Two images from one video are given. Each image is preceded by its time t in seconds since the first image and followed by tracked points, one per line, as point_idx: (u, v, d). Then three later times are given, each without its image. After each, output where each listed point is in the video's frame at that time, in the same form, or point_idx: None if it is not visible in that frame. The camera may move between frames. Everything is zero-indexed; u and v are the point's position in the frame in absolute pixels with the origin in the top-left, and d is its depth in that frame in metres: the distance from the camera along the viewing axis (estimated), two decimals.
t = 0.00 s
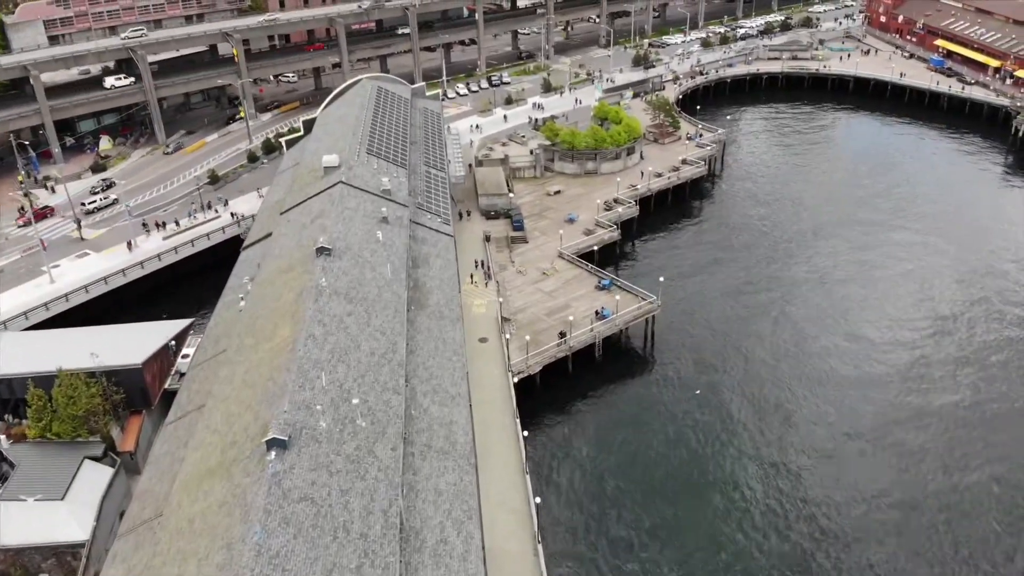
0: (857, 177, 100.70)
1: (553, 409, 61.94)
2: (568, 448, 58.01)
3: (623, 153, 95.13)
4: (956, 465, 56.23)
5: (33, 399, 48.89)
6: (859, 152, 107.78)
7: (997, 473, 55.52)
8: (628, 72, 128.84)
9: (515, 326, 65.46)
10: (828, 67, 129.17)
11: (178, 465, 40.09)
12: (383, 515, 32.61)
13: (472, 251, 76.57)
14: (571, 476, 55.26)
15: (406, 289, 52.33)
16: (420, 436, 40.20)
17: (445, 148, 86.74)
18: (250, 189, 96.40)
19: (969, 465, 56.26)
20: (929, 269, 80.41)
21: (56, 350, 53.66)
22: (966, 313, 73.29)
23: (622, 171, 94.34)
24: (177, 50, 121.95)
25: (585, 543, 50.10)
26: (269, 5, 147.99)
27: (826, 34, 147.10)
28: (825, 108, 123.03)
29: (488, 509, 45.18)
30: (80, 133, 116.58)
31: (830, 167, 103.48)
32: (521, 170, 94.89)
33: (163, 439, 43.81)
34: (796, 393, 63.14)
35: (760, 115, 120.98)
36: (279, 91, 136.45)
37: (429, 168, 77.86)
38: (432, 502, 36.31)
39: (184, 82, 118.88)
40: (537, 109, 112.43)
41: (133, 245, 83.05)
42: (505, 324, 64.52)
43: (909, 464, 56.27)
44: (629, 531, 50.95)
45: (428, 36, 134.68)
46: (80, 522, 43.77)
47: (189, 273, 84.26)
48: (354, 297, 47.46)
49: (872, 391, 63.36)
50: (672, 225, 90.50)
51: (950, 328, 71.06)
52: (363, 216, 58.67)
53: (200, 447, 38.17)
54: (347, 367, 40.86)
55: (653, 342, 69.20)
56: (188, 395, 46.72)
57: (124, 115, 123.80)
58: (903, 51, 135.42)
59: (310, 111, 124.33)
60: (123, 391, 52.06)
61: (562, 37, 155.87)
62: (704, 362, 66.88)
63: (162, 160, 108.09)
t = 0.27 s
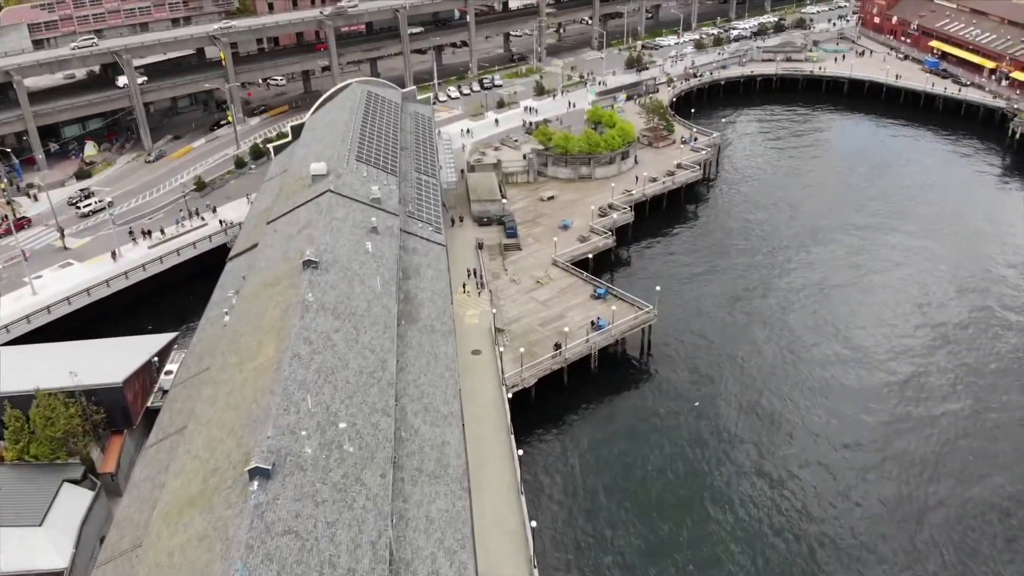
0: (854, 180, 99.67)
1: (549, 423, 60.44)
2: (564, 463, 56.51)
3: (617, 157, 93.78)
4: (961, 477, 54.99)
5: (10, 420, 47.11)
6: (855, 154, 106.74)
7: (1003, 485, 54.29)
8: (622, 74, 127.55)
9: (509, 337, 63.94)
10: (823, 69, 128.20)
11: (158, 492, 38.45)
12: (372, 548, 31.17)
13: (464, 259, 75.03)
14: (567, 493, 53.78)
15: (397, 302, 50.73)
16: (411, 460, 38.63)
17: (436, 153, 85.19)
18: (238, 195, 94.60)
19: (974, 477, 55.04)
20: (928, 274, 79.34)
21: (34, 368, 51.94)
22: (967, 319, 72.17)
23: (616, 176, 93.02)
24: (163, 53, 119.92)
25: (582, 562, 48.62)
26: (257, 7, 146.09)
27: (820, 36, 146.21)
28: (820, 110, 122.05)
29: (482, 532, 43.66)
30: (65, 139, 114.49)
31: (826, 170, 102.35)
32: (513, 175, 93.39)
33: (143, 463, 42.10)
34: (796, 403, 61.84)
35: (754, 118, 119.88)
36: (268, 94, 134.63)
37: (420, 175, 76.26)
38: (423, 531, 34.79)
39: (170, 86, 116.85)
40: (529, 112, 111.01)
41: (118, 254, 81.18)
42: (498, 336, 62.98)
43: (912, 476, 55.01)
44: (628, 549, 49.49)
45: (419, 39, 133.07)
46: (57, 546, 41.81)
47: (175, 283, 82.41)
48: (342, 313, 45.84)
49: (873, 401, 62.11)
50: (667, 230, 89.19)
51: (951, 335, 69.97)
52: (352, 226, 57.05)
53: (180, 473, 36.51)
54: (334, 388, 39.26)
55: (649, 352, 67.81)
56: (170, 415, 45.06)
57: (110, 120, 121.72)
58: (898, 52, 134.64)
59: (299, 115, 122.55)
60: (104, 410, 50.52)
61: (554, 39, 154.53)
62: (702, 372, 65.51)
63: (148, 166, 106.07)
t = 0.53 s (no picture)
0: (855, 184, 98.33)
1: (548, 438, 58.92)
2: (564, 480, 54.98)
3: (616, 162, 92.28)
4: (969, 493, 53.63)
5: None
6: (856, 158, 105.44)
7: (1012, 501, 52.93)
8: (620, 77, 126.13)
9: (507, 349, 62.40)
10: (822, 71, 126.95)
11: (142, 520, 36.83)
12: None
13: (460, 268, 73.47)
14: (566, 511, 52.27)
15: (391, 317, 49.16)
16: (404, 485, 37.07)
17: (431, 159, 83.61)
18: (230, 202, 92.93)
19: (983, 492, 53.66)
20: (932, 280, 78.04)
21: (16, 386, 50.27)
22: (972, 327, 70.82)
23: (614, 181, 91.55)
24: (154, 56, 118.13)
25: None
26: (250, 9, 144.37)
27: (819, 37, 144.99)
28: (820, 113, 120.75)
29: (479, 557, 42.15)
30: (55, 144, 112.67)
31: (827, 174, 101.01)
32: (510, 180, 91.88)
33: (128, 487, 40.46)
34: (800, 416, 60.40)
35: (754, 121, 118.58)
36: (262, 97, 132.96)
37: (415, 182, 74.67)
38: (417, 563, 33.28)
39: (161, 89, 114.99)
40: (526, 116, 109.50)
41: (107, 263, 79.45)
42: (495, 348, 61.44)
43: (921, 491, 53.65)
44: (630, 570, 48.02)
45: (414, 41, 131.49)
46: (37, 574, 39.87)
47: (166, 292, 80.72)
48: (334, 329, 44.24)
49: (879, 413, 60.74)
50: (667, 236, 87.74)
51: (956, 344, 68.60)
52: (345, 237, 55.43)
53: (164, 502, 34.92)
54: (324, 410, 37.69)
55: (650, 363, 66.34)
56: (156, 436, 43.42)
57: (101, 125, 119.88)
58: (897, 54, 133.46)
59: (293, 119, 120.88)
60: (88, 429, 48.83)
61: (551, 41, 153.08)
62: (704, 384, 64.07)
63: (138, 171, 104.28)
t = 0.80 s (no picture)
0: (861, 187, 96.84)
1: (549, 452, 57.40)
2: (565, 495, 53.47)
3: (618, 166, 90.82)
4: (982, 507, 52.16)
5: None
6: (861, 161, 103.95)
7: None
8: (621, 78, 124.58)
9: (507, 360, 60.89)
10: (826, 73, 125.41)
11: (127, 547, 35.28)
12: None
13: (459, 275, 71.97)
14: (569, 528, 50.79)
15: (387, 330, 47.65)
16: (400, 510, 35.55)
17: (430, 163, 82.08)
18: (226, 207, 91.41)
19: (996, 507, 52.18)
20: (940, 285, 76.54)
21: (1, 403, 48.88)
22: (982, 334, 69.38)
23: (616, 186, 90.03)
24: (149, 58, 116.52)
25: None
26: (247, 11, 142.86)
27: (821, 38, 143.53)
28: (823, 115, 119.24)
29: None
30: (49, 147, 111.13)
31: (832, 177, 99.47)
32: (511, 185, 90.39)
33: (114, 510, 38.94)
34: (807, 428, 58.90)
35: (756, 123, 117.07)
36: (259, 99, 131.45)
37: (412, 187, 73.14)
38: None
39: (156, 92, 113.42)
40: (526, 119, 107.94)
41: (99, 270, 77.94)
42: (495, 359, 59.94)
43: (933, 506, 52.13)
44: None
45: (413, 42, 129.94)
46: None
47: (160, 299, 79.17)
48: (328, 344, 42.73)
49: (887, 424, 59.24)
50: (670, 242, 86.21)
51: (966, 352, 67.12)
52: (340, 246, 53.91)
53: (150, 530, 33.40)
54: (317, 432, 36.21)
55: (654, 374, 64.83)
56: (143, 456, 41.91)
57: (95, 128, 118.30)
58: (901, 55, 131.93)
59: (290, 122, 119.36)
60: (76, 448, 47.39)
61: (551, 42, 151.55)
62: (709, 395, 62.55)
63: (133, 176, 102.72)
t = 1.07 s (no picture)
0: (867, 174, 95.04)
1: (550, 449, 56.14)
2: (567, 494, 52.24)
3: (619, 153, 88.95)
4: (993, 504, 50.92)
5: None
6: (867, 147, 102.08)
7: None
8: (623, 62, 122.21)
9: (507, 355, 59.49)
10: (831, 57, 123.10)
11: (113, 557, 34.02)
12: None
13: (458, 267, 70.44)
14: (570, 527, 49.63)
15: (383, 327, 46.19)
16: (395, 519, 34.26)
17: (428, 151, 80.25)
18: (220, 195, 89.65)
19: (1007, 504, 50.94)
20: (948, 275, 75.01)
21: None
22: (991, 326, 67.95)
23: (618, 173, 88.21)
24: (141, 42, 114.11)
25: None
26: None
27: (826, 21, 140.98)
28: (828, 100, 117.08)
29: None
30: (40, 133, 109.10)
31: (837, 164, 97.61)
32: (510, 172, 88.60)
33: (101, 516, 37.68)
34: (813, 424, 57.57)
35: (760, 108, 114.94)
36: (254, 84, 129.14)
37: (409, 176, 71.36)
38: None
39: (149, 77, 111.12)
40: (526, 104, 105.84)
41: (91, 260, 76.39)
42: (495, 354, 58.54)
43: (943, 504, 50.92)
44: None
45: (410, 26, 127.47)
46: None
47: (152, 290, 77.61)
48: (321, 344, 41.26)
49: (896, 419, 57.92)
50: (673, 231, 84.57)
51: (975, 344, 65.73)
52: (335, 240, 52.31)
53: (135, 541, 32.12)
54: (309, 438, 34.84)
55: (656, 368, 63.45)
56: (131, 459, 40.61)
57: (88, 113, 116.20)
58: (908, 39, 129.55)
59: (286, 107, 117.20)
60: (63, 450, 46.05)
61: (552, 26, 148.87)
62: (713, 389, 61.20)
63: (125, 163, 100.81)
